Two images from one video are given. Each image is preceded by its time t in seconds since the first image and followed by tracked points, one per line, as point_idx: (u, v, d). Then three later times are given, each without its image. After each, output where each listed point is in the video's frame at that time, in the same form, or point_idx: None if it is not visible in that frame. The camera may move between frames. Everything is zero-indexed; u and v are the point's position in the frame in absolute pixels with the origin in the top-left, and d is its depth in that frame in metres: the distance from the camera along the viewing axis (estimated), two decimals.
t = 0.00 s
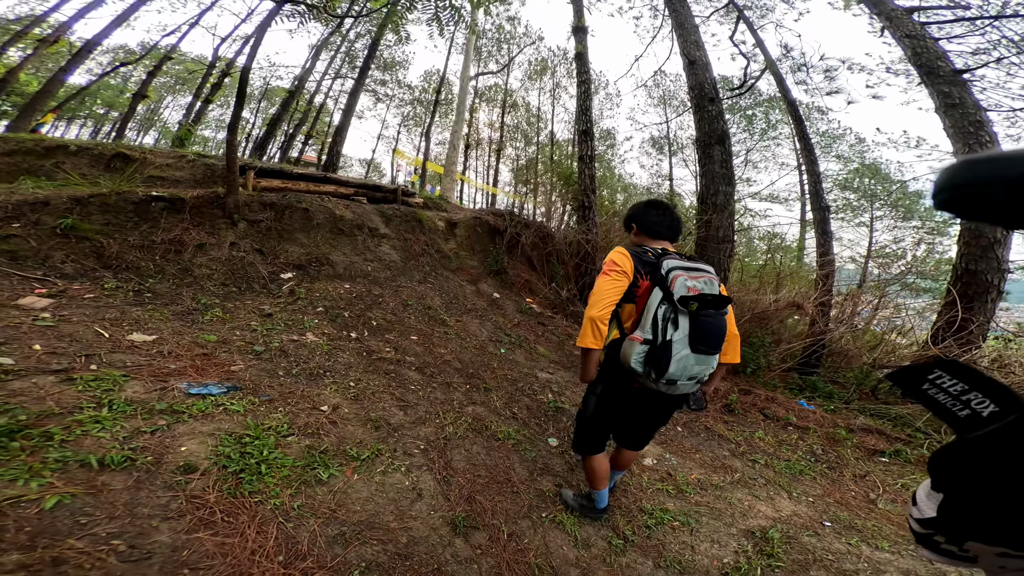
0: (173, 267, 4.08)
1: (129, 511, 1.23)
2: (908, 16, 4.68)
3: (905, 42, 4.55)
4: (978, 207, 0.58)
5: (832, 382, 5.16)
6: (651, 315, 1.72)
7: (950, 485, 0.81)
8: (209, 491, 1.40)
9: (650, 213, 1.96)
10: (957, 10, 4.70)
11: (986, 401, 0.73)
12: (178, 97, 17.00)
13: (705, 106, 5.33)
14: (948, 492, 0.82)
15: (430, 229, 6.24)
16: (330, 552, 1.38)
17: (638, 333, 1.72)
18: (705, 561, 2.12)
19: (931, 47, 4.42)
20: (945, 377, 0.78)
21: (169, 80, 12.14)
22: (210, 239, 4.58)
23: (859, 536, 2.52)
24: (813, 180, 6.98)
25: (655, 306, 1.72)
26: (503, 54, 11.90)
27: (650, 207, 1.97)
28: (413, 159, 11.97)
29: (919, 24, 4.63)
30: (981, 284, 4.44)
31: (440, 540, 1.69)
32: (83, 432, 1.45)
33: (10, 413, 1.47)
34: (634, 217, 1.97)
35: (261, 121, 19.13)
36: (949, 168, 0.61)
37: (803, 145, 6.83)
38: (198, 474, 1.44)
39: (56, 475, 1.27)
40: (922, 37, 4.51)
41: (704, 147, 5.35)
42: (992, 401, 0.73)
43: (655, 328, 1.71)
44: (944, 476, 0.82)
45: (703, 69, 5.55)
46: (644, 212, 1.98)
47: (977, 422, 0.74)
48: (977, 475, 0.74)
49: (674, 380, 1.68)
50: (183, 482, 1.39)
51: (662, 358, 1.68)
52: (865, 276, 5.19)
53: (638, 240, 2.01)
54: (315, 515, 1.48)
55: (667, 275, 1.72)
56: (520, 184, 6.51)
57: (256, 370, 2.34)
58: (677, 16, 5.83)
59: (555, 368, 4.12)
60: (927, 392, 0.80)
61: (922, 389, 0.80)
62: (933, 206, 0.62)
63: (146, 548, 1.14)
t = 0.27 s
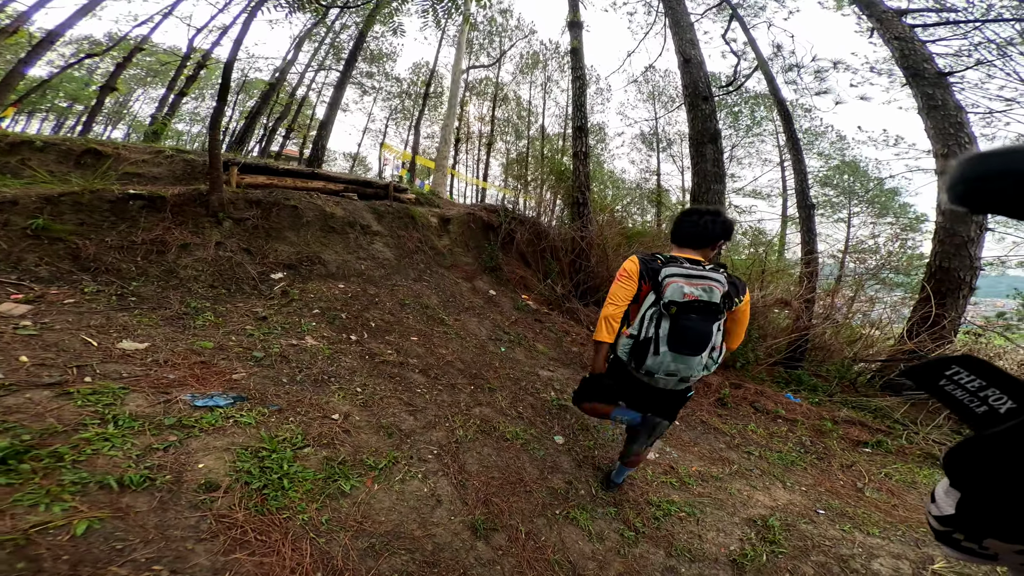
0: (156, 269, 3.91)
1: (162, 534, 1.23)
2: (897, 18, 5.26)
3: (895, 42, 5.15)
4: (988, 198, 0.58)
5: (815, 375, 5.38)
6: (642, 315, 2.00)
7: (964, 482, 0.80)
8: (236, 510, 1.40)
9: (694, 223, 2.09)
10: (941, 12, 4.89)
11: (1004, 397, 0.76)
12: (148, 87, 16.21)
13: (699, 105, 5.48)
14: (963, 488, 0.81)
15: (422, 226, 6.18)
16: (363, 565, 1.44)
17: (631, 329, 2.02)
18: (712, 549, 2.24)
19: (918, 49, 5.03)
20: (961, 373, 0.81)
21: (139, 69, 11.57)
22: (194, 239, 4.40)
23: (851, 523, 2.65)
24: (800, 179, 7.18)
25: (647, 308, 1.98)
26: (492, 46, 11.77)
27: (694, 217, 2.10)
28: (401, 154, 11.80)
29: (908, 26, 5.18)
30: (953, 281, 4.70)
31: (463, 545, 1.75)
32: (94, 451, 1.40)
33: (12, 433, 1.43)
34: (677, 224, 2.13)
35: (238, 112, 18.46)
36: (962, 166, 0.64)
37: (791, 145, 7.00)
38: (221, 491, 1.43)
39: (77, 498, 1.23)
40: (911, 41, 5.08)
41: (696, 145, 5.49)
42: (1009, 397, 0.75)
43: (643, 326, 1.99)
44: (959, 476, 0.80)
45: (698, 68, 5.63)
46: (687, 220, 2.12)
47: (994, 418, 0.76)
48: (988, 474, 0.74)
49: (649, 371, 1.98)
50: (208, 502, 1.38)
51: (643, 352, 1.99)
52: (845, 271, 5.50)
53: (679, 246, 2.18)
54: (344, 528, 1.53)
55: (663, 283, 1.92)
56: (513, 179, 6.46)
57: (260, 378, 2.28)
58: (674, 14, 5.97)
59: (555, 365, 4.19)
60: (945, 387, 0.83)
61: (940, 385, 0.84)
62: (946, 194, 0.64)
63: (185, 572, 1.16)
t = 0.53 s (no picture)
0: (149, 274, 3.76)
1: (194, 566, 1.20)
2: (899, 18, 5.34)
3: (896, 43, 5.24)
4: (980, 208, 0.53)
5: (816, 373, 5.44)
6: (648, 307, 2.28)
7: (954, 492, 0.74)
8: (265, 537, 1.37)
9: (734, 238, 2.29)
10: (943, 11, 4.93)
11: (989, 404, 0.70)
12: (133, 84, 15.76)
13: (704, 103, 5.47)
14: (960, 502, 0.74)
15: (422, 226, 6.10)
16: None
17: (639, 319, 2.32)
18: (734, 549, 2.26)
19: (919, 49, 5.12)
20: (948, 381, 0.76)
21: (124, 66, 11.23)
22: (187, 241, 4.24)
23: (865, 520, 2.67)
24: (801, 178, 7.21)
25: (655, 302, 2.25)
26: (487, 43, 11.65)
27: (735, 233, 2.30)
28: (396, 151, 11.63)
29: (909, 26, 5.26)
30: (950, 280, 4.75)
31: (488, 560, 1.73)
32: (107, 478, 1.35)
33: (15, 458, 1.37)
34: (721, 239, 2.36)
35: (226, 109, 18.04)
36: (956, 176, 0.58)
37: (793, 144, 7.01)
38: (248, 518, 1.39)
39: (100, 530, 1.19)
40: (913, 40, 5.17)
41: (699, 145, 5.48)
42: (995, 403, 0.69)
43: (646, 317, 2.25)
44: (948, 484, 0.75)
45: (702, 67, 5.61)
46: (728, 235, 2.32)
47: (980, 424, 0.70)
48: (983, 480, 0.68)
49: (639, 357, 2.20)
50: (235, 530, 1.35)
51: (639, 343, 2.21)
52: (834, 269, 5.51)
53: (723, 259, 2.40)
54: (375, 552, 1.50)
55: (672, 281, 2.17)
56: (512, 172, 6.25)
57: (268, 393, 2.19)
58: (677, 12, 5.95)
59: (562, 368, 4.18)
60: (930, 395, 0.77)
61: (926, 392, 0.77)
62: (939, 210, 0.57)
63: None
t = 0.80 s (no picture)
0: (151, 280, 3.69)
1: None
2: (904, 20, 5.37)
3: (901, 45, 5.27)
4: (963, 207, 0.56)
5: (821, 374, 5.49)
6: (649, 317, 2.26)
7: (957, 488, 0.73)
8: (298, 561, 1.38)
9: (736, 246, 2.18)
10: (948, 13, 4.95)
11: (981, 398, 0.68)
12: (127, 85, 15.59)
13: (710, 104, 5.46)
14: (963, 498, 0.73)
15: (425, 229, 6.07)
16: None
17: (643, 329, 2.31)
18: (751, 552, 2.26)
19: (924, 51, 5.16)
20: (939, 376, 0.74)
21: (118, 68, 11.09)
22: (188, 247, 4.16)
23: (875, 522, 2.69)
24: (806, 179, 7.24)
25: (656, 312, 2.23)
26: (487, 43, 11.60)
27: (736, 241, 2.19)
28: (395, 152, 11.56)
29: (913, 28, 5.28)
30: (954, 281, 4.80)
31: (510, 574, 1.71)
32: (133, 502, 1.37)
33: (34, 483, 1.37)
34: (724, 248, 2.27)
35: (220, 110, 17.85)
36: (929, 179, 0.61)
37: (797, 147, 7.03)
38: (278, 541, 1.40)
39: (135, 557, 1.22)
40: (917, 42, 5.20)
41: (705, 147, 5.49)
42: (987, 399, 0.68)
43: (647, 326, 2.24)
44: (950, 480, 0.73)
45: (707, 69, 5.61)
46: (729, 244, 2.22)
47: (972, 420, 0.69)
48: (987, 473, 0.66)
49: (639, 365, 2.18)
50: (267, 553, 1.36)
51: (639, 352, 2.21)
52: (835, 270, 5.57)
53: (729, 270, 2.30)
54: (402, 572, 1.50)
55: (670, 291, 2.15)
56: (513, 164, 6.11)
57: (282, 408, 2.17)
58: (682, 13, 5.94)
59: (569, 374, 4.19)
60: (923, 392, 0.75)
61: (919, 389, 0.76)
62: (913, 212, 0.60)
63: None
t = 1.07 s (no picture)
0: (160, 285, 3.71)
1: None
2: (903, 22, 5.43)
3: (901, 46, 5.34)
4: (935, 213, 0.56)
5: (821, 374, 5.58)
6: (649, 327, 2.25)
7: (947, 483, 0.61)
8: (326, 566, 1.44)
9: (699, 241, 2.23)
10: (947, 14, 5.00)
11: (966, 396, 0.67)
12: (124, 86, 15.51)
13: (711, 106, 5.52)
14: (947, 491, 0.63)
15: (428, 231, 6.11)
16: None
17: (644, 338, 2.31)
18: (757, 549, 2.33)
19: (923, 53, 5.22)
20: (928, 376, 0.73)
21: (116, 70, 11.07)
22: (195, 251, 4.18)
23: (877, 519, 2.76)
24: (806, 180, 7.32)
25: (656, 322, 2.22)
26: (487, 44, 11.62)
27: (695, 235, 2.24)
28: (395, 153, 11.57)
29: (913, 30, 5.33)
30: (953, 282, 4.88)
31: (523, 573, 1.76)
32: (163, 511, 1.43)
33: (66, 492, 1.42)
34: (693, 246, 2.27)
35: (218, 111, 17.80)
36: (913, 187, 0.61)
37: (798, 149, 7.10)
38: (306, 548, 1.47)
39: (170, 565, 1.27)
40: (917, 44, 5.26)
41: (707, 149, 5.54)
42: (973, 396, 0.66)
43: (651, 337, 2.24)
44: (938, 474, 0.62)
45: (708, 71, 5.66)
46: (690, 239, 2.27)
47: (960, 416, 0.66)
48: (981, 468, 0.55)
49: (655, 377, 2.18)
50: (295, 560, 1.42)
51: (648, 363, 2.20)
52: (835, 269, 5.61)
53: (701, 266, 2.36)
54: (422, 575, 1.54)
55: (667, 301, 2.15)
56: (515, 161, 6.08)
57: (298, 413, 2.22)
58: (683, 16, 5.99)
59: (574, 375, 4.26)
60: (913, 388, 0.75)
61: (909, 387, 0.75)
62: (895, 214, 0.55)
63: None
